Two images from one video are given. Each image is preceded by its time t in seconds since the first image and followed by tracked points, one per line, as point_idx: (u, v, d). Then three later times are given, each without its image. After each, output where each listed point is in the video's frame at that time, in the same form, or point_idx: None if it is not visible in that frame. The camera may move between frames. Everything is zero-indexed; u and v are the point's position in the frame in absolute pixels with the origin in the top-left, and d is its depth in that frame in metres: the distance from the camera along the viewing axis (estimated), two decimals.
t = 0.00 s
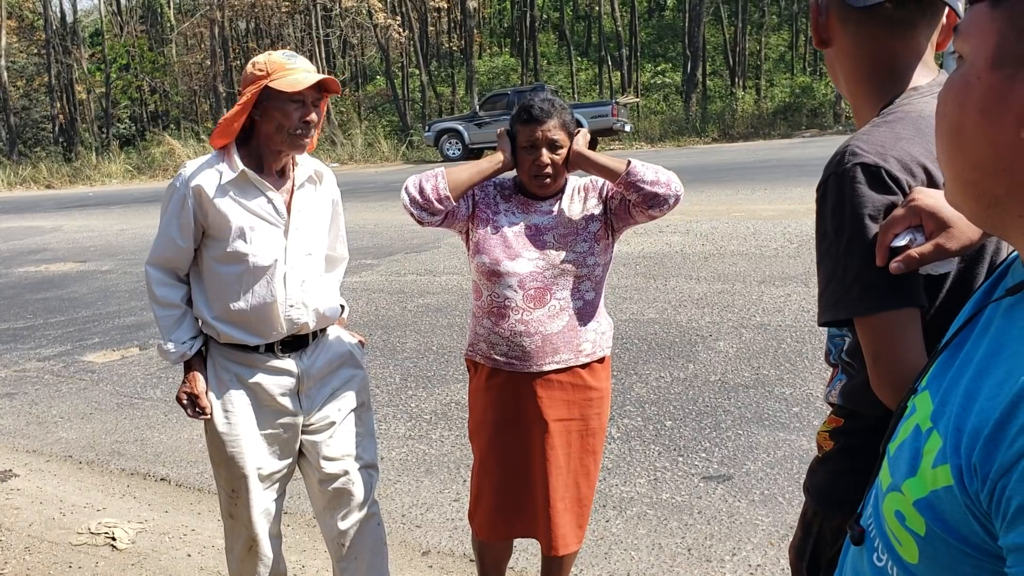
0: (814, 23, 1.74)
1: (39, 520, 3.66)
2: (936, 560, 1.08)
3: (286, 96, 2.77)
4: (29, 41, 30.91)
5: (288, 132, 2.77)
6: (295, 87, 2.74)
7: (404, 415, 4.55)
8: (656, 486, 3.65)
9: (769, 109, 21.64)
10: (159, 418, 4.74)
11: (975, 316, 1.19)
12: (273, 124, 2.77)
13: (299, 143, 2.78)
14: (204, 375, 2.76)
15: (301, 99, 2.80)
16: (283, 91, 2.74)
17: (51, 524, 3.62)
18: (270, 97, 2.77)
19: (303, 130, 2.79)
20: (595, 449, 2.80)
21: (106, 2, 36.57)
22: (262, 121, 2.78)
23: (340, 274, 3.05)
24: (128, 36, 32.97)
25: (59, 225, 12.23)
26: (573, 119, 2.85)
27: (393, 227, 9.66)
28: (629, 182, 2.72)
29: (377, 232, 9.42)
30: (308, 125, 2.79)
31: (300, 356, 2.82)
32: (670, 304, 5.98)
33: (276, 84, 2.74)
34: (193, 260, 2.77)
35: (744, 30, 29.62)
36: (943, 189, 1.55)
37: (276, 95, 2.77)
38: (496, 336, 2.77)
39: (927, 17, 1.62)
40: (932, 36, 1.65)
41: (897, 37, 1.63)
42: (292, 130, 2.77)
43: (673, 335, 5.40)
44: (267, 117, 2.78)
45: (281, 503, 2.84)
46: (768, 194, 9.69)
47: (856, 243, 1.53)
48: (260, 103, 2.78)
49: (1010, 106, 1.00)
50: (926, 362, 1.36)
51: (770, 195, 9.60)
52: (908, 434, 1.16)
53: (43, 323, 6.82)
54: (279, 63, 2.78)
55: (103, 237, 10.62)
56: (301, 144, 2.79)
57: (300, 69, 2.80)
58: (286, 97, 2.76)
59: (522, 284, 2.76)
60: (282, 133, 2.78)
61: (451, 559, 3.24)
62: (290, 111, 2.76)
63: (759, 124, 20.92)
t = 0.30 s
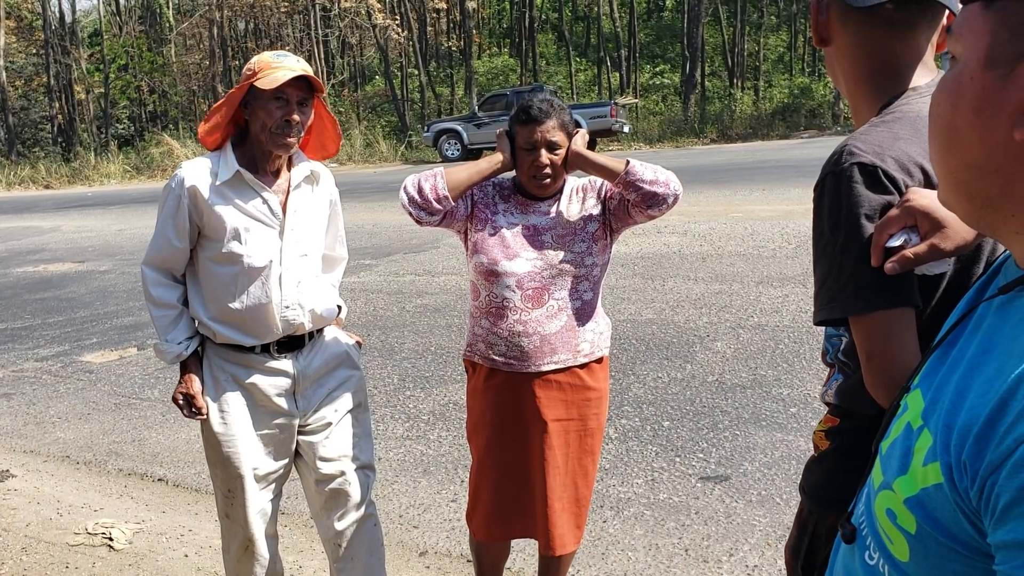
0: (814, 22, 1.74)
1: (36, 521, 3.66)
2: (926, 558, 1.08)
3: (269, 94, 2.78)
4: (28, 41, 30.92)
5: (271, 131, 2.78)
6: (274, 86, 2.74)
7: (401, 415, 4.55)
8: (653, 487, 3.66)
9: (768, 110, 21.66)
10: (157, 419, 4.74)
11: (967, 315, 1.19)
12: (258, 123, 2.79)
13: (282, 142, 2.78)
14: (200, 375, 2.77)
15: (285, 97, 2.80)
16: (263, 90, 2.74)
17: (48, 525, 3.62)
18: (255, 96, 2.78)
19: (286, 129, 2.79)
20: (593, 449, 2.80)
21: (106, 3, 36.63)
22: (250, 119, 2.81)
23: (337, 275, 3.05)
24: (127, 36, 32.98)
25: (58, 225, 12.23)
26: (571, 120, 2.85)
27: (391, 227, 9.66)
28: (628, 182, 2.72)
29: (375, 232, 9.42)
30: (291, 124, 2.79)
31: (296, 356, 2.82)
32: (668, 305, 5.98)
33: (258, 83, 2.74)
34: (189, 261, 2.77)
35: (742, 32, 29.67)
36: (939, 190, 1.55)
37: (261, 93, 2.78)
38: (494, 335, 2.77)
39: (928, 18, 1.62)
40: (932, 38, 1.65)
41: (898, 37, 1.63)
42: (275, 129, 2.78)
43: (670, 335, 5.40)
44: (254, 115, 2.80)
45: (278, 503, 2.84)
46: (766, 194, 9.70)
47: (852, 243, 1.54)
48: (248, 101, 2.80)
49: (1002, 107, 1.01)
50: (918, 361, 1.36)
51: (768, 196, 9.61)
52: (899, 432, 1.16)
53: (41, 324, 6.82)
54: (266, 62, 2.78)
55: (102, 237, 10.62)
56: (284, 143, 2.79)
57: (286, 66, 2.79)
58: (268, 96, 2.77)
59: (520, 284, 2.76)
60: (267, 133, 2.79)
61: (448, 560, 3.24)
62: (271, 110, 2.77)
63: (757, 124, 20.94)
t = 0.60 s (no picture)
0: (812, 20, 1.74)
1: (34, 522, 3.66)
2: (918, 555, 1.09)
3: (264, 96, 2.79)
4: (26, 42, 30.90)
5: (266, 133, 2.78)
6: (269, 87, 2.75)
7: (399, 416, 4.55)
8: (651, 487, 3.66)
9: (767, 111, 21.67)
10: (155, 420, 4.73)
11: (961, 313, 1.20)
12: (253, 124, 2.79)
13: (277, 143, 2.78)
14: (197, 377, 2.77)
15: (279, 98, 2.80)
16: (260, 90, 2.75)
17: (46, 526, 3.62)
18: (250, 98, 2.79)
19: (281, 130, 2.78)
20: (591, 449, 2.81)
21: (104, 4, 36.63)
22: (246, 121, 2.81)
23: (335, 276, 3.05)
24: (125, 37, 32.96)
25: (56, 227, 12.22)
26: (568, 122, 2.86)
27: (390, 228, 9.66)
28: (623, 187, 2.73)
29: (373, 233, 9.42)
30: (286, 124, 2.79)
31: (292, 357, 2.82)
32: (666, 305, 5.99)
33: (254, 84, 2.75)
34: (186, 262, 2.78)
35: (740, 32, 29.69)
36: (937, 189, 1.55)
37: (256, 95, 2.78)
38: (492, 336, 2.78)
39: (927, 17, 1.62)
40: (931, 37, 1.65)
41: (897, 37, 1.64)
42: (270, 130, 2.78)
43: (668, 335, 5.41)
44: (249, 117, 2.80)
45: (275, 504, 2.84)
46: (764, 195, 9.70)
47: (850, 241, 1.54)
48: (243, 104, 2.81)
49: (999, 105, 1.01)
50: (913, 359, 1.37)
51: (766, 196, 9.61)
52: (892, 429, 1.17)
53: (39, 325, 6.82)
54: (261, 63, 2.80)
55: (100, 238, 10.61)
56: (280, 144, 2.79)
57: (281, 68, 2.80)
58: (263, 97, 2.77)
59: (518, 285, 2.76)
60: (262, 134, 2.79)
61: (446, 561, 3.24)
62: (267, 111, 2.77)
63: (756, 124, 20.93)
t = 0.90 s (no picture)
0: (819, 12, 1.71)
1: (33, 523, 3.66)
2: (915, 556, 1.09)
3: (260, 96, 2.79)
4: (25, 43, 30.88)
5: (263, 133, 2.79)
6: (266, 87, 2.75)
7: (398, 417, 4.55)
8: (650, 487, 3.66)
9: (766, 112, 21.67)
10: (154, 421, 4.73)
11: (958, 313, 1.20)
12: (251, 125, 2.80)
13: (274, 143, 2.79)
14: (195, 378, 2.77)
15: (276, 98, 2.81)
16: (256, 90, 2.75)
17: (45, 527, 3.62)
18: (246, 98, 2.79)
19: (278, 130, 2.79)
20: (589, 450, 2.81)
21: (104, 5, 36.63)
22: (243, 122, 2.82)
23: (333, 277, 3.05)
24: (125, 38, 32.95)
25: (55, 228, 12.21)
26: (570, 121, 2.89)
27: (389, 229, 9.66)
28: (620, 222, 2.71)
29: (373, 234, 9.42)
30: (283, 123, 2.79)
31: (290, 359, 2.82)
32: (665, 306, 5.99)
33: (251, 84, 2.75)
34: (183, 264, 2.78)
35: (739, 32, 29.67)
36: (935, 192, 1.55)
37: (252, 95, 2.79)
38: (490, 338, 2.78)
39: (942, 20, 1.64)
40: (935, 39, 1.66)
41: (914, 35, 1.63)
42: (267, 130, 2.78)
43: (668, 336, 5.41)
44: (246, 118, 2.81)
45: (274, 505, 2.85)
46: (763, 195, 9.70)
47: (847, 245, 1.54)
48: (239, 105, 2.82)
49: (997, 105, 1.01)
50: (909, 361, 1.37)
51: (766, 196, 9.61)
52: (888, 429, 1.17)
53: (38, 326, 6.82)
54: (256, 63, 2.80)
55: (99, 240, 10.61)
56: (278, 143, 2.79)
57: (277, 67, 2.80)
58: (260, 97, 2.78)
59: (517, 287, 2.76)
60: (260, 135, 2.79)
61: (445, 561, 3.24)
62: (263, 111, 2.78)
63: (755, 125, 20.92)
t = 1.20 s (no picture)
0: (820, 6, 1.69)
1: (33, 525, 3.66)
2: (913, 559, 1.09)
3: (255, 96, 2.79)
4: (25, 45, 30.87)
5: (259, 134, 2.79)
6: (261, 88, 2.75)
7: (398, 418, 4.55)
8: (650, 488, 3.66)
9: (766, 112, 21.66)
10: (154, 422, 4.73)
11: (954, 316, 1.20)
12: (247, 125, 2.80)
13: (270, 143, 2.78)
14: (193, 381, 2.77)
15: (271, 98, 2.81)
16: (250, 91, 2.75)
17: (45, 529, 3.62)
18: (241, 99, 2.79)
19: (274, 130, 2.79)
20: (586, 452, 2.81)
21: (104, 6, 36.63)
22: (238, 123, 2.82)
23: (331, 278, 3.05)
24: (124, 39, 32.95)
25: (56, 230, 12.21)
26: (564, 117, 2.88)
27: (389, 230, 9.66)
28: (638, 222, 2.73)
29: (373, 235, 9.42)
30: (278, 123, 2.79)
31: (288, 360, 2.82)
32: (664, 306, 5.99)
33: (246, 85, 2.75)
34: (180, 267, 2.78)
35: (738, 32, 29.65)
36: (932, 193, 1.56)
37: (246, 96, 2.79)
38: (488, 336, 2.78)
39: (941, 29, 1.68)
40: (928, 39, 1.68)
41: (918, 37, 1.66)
42: (263, 131, 2.78)
43: (667, 336, 5.41)
44: (241, 119, 2.81)
45: (273, 506, 2.84)
46: (763, 196, 9.69)
47: (845, 246, 1.54)
48: (234, 106, 2.81)
49: (993, 105, 1.01)
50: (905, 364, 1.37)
51: (765, 197, 9.60)
52: (886, 432, 1.17)
53: (38, 328, 6.82)
54: (251, 64, 2.80)
55: (99, 241, 10.61)
56: (275, 143, 2.79)
57: (271, 68, 2.80)
58: (254, 98, 2.78)
59: (515, 286, 2.74)
60: (256, 135, 2.79)
61: (445, 562, 3.25)
62: (258, 112, 2.78)
63: (755, 125, 20.93)
